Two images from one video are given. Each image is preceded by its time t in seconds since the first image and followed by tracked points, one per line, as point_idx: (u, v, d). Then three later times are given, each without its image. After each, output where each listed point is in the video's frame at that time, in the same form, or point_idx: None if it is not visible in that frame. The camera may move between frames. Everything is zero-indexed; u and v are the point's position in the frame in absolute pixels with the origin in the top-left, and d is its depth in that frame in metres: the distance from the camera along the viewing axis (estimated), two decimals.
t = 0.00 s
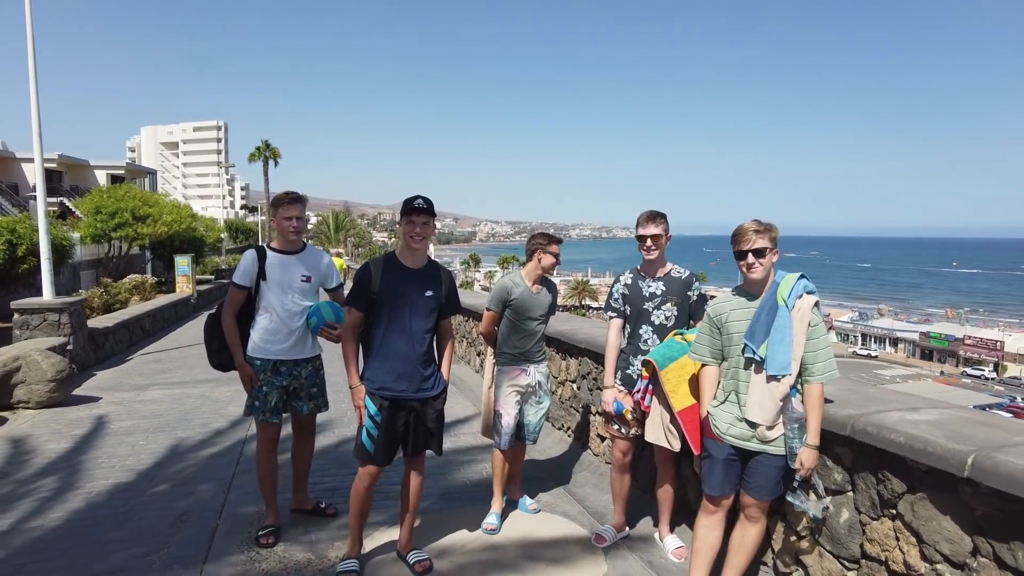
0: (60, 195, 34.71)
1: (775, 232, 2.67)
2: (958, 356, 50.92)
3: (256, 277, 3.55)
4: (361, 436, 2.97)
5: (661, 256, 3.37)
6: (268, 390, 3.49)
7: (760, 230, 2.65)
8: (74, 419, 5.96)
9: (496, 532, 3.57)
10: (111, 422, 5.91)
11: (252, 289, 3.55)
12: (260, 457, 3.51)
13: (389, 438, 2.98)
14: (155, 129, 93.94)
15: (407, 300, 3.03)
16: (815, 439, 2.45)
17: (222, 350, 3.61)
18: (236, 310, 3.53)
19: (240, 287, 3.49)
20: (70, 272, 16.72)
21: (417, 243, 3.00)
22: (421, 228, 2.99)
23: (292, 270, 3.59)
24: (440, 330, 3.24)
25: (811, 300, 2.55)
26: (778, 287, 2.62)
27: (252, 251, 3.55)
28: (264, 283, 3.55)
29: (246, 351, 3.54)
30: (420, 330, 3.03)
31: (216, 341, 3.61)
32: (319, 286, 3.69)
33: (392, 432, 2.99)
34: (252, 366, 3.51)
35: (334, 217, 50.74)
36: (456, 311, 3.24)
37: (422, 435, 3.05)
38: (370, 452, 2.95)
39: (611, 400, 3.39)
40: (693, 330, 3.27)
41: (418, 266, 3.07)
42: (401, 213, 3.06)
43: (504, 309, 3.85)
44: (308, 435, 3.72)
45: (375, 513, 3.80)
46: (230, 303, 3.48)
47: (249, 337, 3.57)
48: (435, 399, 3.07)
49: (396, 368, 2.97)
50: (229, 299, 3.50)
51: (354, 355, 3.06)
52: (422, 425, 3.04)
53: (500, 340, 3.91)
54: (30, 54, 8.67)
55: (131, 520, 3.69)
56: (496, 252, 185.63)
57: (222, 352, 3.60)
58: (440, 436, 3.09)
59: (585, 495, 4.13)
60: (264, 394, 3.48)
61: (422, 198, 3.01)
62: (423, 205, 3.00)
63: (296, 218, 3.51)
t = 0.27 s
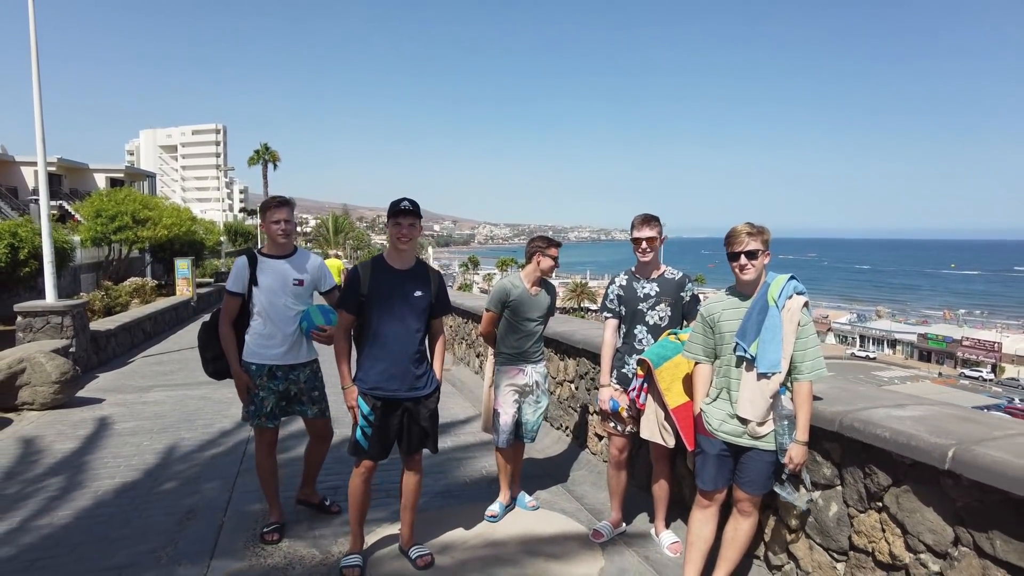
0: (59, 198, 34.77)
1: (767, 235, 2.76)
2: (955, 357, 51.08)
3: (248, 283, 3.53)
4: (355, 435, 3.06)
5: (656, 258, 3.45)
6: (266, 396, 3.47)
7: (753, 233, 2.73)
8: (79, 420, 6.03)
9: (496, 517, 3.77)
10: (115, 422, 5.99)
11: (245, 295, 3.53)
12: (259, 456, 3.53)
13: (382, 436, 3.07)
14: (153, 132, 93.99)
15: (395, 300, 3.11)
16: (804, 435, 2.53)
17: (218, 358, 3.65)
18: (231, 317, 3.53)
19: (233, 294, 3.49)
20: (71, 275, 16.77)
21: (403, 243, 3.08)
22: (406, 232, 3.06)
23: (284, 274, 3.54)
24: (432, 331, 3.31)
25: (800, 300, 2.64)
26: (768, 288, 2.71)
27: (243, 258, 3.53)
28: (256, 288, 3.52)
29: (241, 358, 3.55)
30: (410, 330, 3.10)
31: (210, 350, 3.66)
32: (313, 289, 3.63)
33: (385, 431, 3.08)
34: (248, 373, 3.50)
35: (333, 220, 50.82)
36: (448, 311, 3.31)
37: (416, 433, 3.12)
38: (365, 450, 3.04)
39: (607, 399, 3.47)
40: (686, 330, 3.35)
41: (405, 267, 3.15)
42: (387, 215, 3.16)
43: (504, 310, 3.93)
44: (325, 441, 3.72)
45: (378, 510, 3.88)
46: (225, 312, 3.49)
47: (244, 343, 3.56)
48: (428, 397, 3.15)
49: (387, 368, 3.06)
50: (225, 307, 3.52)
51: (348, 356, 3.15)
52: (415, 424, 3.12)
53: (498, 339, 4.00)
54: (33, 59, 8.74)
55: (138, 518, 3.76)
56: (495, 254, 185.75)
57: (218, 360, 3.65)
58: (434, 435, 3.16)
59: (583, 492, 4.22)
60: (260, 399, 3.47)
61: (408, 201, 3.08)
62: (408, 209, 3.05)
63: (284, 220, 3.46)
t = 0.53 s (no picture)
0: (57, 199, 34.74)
1: (764, 238, 2.80)
2: (952, 358, 51.26)
3: (244, 286, 3.43)
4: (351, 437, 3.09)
5: (653, 260, 3.49)
6: (265, 400, 3.41)
7: (749, 236, 2.76)
8: (81, 422, 6.06)
9: (497, 515, 3.86)
10: (116, 424, 6.01)
11: (241, 299, 3.44)
12: (259, 457, 3.52)
13: (378, 437, 3.11)
14: (150, 133, 93.89)
15: (388, 302, 3.14)
16: (800, 435, 2.58)
17: (216, 362, 3.53)
18: (227, 322, 3.43)
19: (229, 298, 3.39)
20: (69, 277, 16.78)
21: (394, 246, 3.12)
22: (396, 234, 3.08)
23: (280, 276, 3.46)
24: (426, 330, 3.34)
25: (796, 303, 2.69)
26: (765, 290, 2.75)
27: (237, 261, 3.43)
28: (252, 291, 3.43)
29: (240, 362, 3.44)
30: (403, 332, 3.14)
31: (208, 355, 3.53)
32: (310, 290, 3.56)
33: (381, 432, 3.12)
34: (247, 378, 3.40)
35: (331, 221, 50.84)
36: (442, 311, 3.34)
37: (413, 434, 3.16)
38: (362, 451, 3.08)
39: (605, 399, 3.50)
40: (683, 331, 3.39)
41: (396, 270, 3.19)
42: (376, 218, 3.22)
43: (502, 311, 3.97)
44: (329, 444, 3.61)
45: (379, 510, 3.91)
46: (222, 316, 3.39)
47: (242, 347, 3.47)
48: (423, 398, 3.18)
49: (381, 369, 3.09)
50: (221, 312, 3.41)
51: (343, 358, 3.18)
52: (410, 424, 3.16)
53: (497, 341, 4.05)
54: (33, 62, 8.75)
55: (141, 518, 3.79)
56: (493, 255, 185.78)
57: (216, 364, 3.53)
58: (431, 435, 3.19)
59: (582, 492, 4.26)
60: (260, 403, 3.40)
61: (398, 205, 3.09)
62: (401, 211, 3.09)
63: (278, 222, 3.42)
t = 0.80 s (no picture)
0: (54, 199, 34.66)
1: (768, 239, 2.79)
2: (949, 358, 51.36)
3: (248, 287, 3.41)
4: (353, 439, 3.08)
5: (655, 260, 3.48)
6: (268, 401, 3.38)
7: (753, 237, 2.75)
8: (81, 422, 6.05)
9: (499, 516, 3.84)
10: (116, 424, 6.00)
11: (245, 299, 3.42)
12: (260, 459, 3.49)
13: (379, 439, 3.10)
14: (148, 132, 93.71)
15: (387, 303, 3.13)
16: (806, 435, 2.58)
17: (219, 364, 3.51)
18: (230, 323, 3.41)
19: (233, 299, 3.37)
20: (67, 277, 16.75)
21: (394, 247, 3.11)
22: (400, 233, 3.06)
23: (285, 277, 3.44)
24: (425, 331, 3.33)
25: (801, 303, 2.67)
26: (770, 291, 2.74)
27: (241, 261, 3.40)
28: (256, 292, 3.41)
29: (243, 364, 3.41)
30: (402, 333, 3.13)
31: (211, 357, 3.52)
32: (314, 291, 3.54)
33: (382, 433, 3.11)
34: (250, 379, 3.38)
35: (330, 220, 50.78)
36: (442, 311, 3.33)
37: (414, 435, 3.15)
38: (364, 453, 3.06)
39: (608, 400, 3.49)
40: (686, 332, 3.37)
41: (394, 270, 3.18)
42: (372, 219, 3.21)
43: (502, 311, 3.98)
44: (328, 445, 3.57)
45: (381, 510, 3.91)
46: (226, 318, 3.37)
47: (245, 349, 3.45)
48: (424, 399, 3.17)
49: (382, 371, 3.08)
50: (224, 313, 3.39)
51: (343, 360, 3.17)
52: (412, 426, 3.15)
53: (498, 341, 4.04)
54: (32, 61, 8.72)
55: (142, 520, 3.78)
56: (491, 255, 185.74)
57: (219, 366, 3.51)
58: (432, 435, 3.18)
59: (584, 493, 4.25)
60: (261, 404, 3.37)
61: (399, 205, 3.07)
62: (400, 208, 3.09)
63: (282, 222, 3.40)
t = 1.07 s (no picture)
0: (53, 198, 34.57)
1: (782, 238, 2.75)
2: (948, 358, 51.41)
3: (255, 287, 3.37)
4: (361, 442, 3.03)
5: (665, 261, 3.44)
6: (272, 403, 3.34)
7: (768, 237, 2.72)
8: (83, 423, 6.00)
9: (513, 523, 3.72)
10: (118, 425, 5.95)
11: (251, 299, 3.38)
12: (266, 460, 3.46)
13: (388, 442, 3.06)
14: (146, 131, 93.53)
15: (394, 303, 3.09)
16: (824, 439, 2.54)
17: (223, 364, 3.44)
18: (237, 323, 3.37)
19: (240, 299, 3.33)
20: (66, 276, 16.68)
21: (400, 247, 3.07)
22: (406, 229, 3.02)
23: (292, 278, 3.39)
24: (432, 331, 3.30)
25: (817, 304, 2.64)
26: (785, 291, 2.70)
27: (249, 261, 3.36)
28: (263, 293, 3.36)
29: (248, 365, 3.37)
30: (410, 333, 3.09)
31: (216, 355, 3.45)
32: (322, 292, 3.49)
33: (390, 436, 3.07)
34: (255, 380, 3.34)
35: (329, 220, 50.69)
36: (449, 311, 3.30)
37: (422, 437, 3.12)
38: (372, 457, 3.01)
39: (619, 401, 3.46)
40: (697, 333, 3.33)
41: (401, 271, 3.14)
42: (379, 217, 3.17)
43: (505, 312, 3.97)
44: (333, 448, 3.53)
45: (388, 512, 3.87)
46: (232, 317, 3.33)
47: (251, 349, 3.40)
48: (432, 400, 3.14)
49: (390, 372, 3.04)
50: (231, 313, 3.35)
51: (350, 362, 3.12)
52: (420, 427, 3.12)
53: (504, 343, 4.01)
54: (32, 59, 8.67)
55: (147, 522, 3.74)
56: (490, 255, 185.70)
57: (224, 366, 3.44)
58: (441, 437, 3.15)
59: (592, 495, 4.21)
60: (266, 406, 3.33)
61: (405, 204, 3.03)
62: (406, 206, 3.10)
63: (291, 222, 3.35)
